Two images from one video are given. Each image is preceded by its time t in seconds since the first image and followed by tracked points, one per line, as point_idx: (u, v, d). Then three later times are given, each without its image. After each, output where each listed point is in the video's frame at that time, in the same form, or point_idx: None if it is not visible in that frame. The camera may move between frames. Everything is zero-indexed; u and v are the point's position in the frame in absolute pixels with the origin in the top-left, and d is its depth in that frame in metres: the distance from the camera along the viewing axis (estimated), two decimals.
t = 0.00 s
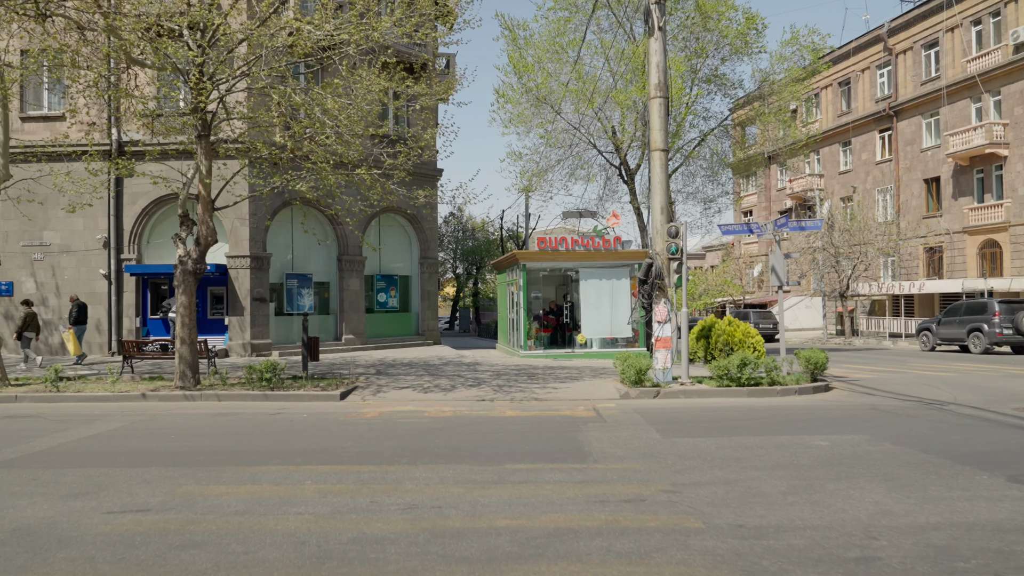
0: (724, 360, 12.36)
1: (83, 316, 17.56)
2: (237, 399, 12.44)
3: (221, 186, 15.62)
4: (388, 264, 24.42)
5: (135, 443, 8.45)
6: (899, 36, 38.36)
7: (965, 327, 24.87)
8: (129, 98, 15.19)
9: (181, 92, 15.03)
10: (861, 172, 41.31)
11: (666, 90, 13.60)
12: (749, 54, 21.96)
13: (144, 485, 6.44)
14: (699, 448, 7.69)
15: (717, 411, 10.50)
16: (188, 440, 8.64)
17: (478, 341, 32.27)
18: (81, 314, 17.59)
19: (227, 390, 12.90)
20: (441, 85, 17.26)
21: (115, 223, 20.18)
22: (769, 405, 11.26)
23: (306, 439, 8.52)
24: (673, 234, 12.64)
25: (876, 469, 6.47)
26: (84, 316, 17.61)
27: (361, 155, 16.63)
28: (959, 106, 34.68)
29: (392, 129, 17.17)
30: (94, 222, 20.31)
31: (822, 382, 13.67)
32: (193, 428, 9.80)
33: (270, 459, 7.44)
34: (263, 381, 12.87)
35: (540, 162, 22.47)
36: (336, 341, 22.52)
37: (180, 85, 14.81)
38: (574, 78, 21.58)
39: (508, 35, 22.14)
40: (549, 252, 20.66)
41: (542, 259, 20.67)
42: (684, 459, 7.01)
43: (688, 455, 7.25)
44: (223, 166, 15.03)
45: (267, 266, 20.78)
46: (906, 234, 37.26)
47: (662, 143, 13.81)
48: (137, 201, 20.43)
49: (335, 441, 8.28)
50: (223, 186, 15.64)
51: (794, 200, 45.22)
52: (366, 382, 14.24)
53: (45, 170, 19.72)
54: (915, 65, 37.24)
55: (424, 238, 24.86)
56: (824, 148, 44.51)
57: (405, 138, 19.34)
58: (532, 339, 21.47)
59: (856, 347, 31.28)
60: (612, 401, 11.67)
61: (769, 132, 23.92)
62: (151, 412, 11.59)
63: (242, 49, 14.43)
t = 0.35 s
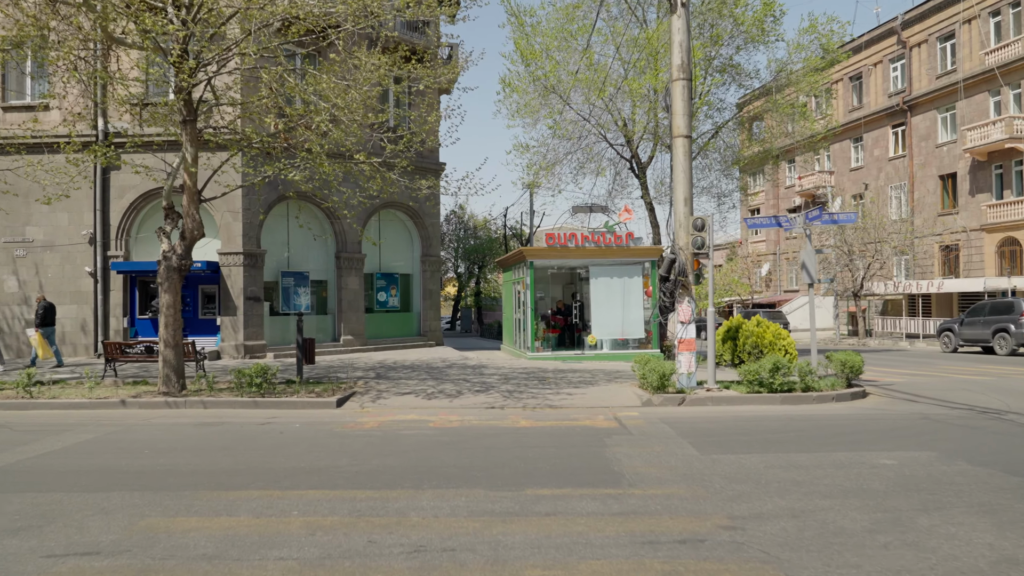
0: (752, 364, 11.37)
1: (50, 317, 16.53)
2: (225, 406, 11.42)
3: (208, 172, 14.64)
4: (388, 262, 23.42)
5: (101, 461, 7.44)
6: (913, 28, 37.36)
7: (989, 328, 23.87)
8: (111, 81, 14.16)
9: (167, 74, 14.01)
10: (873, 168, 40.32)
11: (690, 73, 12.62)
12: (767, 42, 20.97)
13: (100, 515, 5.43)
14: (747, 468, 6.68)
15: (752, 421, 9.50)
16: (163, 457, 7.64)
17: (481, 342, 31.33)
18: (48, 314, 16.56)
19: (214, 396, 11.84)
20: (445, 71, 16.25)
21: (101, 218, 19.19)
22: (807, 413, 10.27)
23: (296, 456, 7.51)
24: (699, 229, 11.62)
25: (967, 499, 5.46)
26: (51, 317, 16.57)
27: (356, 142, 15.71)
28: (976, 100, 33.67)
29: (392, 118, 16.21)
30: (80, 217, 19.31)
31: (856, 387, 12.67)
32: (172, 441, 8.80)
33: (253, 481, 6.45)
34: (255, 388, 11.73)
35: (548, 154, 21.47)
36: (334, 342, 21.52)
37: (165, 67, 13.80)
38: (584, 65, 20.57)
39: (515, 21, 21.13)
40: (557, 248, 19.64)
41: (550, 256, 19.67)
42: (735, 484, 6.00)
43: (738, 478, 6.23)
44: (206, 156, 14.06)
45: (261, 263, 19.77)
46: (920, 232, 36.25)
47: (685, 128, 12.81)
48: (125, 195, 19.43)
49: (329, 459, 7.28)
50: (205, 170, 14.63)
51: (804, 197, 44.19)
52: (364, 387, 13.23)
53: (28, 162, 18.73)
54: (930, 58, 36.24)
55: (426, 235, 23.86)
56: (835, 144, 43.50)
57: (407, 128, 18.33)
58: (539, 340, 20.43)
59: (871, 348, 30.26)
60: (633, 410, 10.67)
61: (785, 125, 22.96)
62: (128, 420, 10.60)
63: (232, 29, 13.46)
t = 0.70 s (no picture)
0: (793, 375, 10.34)
1: (15, 319, 15.54)
2: (214, 420, 10.41)
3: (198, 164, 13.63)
4: (391, 262, 22.42)
5: (65, 492, 6.44)
6: (929, 22, 36.31)
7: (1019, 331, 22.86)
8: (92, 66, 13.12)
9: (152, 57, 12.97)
10: (887, 165, 39.32)
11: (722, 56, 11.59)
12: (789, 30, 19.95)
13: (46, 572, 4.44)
14: (820, 506, 5.69)
15: (801, 440, 8.50)
16: (137, 486, 6.65)
17: (487, 344, 30.34)
18: (13, 315, 15.57)
19: (203, 409, 10.81)
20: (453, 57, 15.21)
21: (87, 215, 18.18)
22: (858, 430, 9.26)
23: (291, 486, 6.52)
24: (733, 226, 10.59)
25: None
26: (16, 318, 15.57)
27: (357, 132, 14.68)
28: (996, 95, 32.62)
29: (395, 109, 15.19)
30: (66, 214, 18.31)
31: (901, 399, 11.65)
32: (151, 464, 7.80)
33: (239, 521, 5.46)
34: (247, 401, 10.66)
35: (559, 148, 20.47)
36: (334, 346, 20.52)
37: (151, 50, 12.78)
38: (597, 53, 19.51)
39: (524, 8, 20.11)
40: (569, 247, 18.61)
41: (562, 255, 18.65)
42: (815, 529, 5.02)
43: (814, 520, 5.26)
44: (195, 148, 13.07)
45: (257, 263, 18.76)
46: (937, 231, 35.19)
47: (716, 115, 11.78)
48: (114, 190, 18.43)
49: (329, 491, 6.29)
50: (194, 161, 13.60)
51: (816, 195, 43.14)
52: (367, 397, 12.21)
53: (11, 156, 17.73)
54: (948, 52, 35.16)
55: (430, 233, 22.87)
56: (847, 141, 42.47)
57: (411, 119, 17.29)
58: (549, 344, 19.34)
59: (890, 351, 29.23)
60: (664, 425, 9.66)
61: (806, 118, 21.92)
62: (105, 436, 9.60)
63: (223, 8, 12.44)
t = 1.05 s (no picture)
0: (839, 382, 9.41)
1: None
2: (200, 430, 9.44)
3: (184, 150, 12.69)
4: (393, 259, 21.46)
5: (13, 524, 5.47)
6: (945, 14, 35.33)
7: None
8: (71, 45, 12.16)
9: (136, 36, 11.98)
10: (901, 162, 38.37)
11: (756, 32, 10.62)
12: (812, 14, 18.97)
13: None
14: (915, 543, 4.71)
15: (859, 456, 7.52)
16: (101, 515, 5.69)
17: (492, 345, 29.44)
18: None
19: (188, 418, 9.82)
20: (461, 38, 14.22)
21: (73, 210, 17.23)
22: (917, 442, 8.29)
23: (279, 516, 5.57)
24: (772, 216, 9.60)
25: None
26: None
27: (358, 120, 13.74)
28: (1016, 88, 31.62)
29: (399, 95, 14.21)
30: (51, 208, 17.36)
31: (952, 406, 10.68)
32: (123, 485, 6.85)
33: (215, 565, 4.51)
34: (237, 410, 9.65)
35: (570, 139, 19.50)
36: (334, 347, 19.56)
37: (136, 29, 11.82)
38: (611, 38, 18.54)
39: None
40: (582, 244, 17.63)
41: (574, 252, 17.65)
42: None
43: (916, 565, 4.31)
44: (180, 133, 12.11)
45: (253, 260, 17.79)
46: (954, 229, 34.18)
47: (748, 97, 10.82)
48: (102, 183, 17.48)
49: (324, 523, 5.34)
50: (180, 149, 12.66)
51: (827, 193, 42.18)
52: (369, 404, 11.24)
53: None
54: (965, 44, 34.15)
55: (434, 229, 21.95)
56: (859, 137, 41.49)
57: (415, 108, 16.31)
58: (561, 344, 18.15)
59: (909, 352, 28.25)
60: (700, 438, 8.72)
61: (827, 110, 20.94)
62: (78, 448, 8.65)
63: None
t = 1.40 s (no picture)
0: (893, 389, 8.40)
1: None
2: (184, 444, 8.50)
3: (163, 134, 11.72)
4: (395, 257, 20.53)
5: None
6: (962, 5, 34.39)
7: None
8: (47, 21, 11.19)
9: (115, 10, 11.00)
10: (916, 158, 37.45)
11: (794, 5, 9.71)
12: None
13: None
14: None
15: (931, 476, 6.59)
16: (53, 557, 4.75)
17: (497, 346, 28.52)
18: None
19: (171, 430, 8.88)
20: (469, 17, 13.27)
21: (58, 204, 16.30)
22: (989, 459, 7.36)
23: (266, 559, 4.62)
24: (818, 206, 8.73)
25: None
26: None
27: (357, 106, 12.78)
28: None
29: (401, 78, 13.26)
30: (35, 203, 16.42)
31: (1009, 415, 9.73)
32: (87, 513, 5.91)
33: None
34: (225, 422, 8.66)
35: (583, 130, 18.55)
36: (333, 349, 18.62)
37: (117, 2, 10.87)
38: (625, 23, 17.58)
39: None
40: (596, 240, 16.67)
41: (587, 249, 16.71)
42: None
43: None
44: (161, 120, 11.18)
45: (247, 257, 16.84)
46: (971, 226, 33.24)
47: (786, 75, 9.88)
48: (88, 176, 16.51)
49: (320, 569, 4.40)
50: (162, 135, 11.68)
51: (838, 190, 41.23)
52: (370, 413, 10.30)
53: None
54: (982, 36, 33.18)
55: (437, 227, 21.09)
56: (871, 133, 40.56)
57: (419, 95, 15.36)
58: (573, 346, 17.20)
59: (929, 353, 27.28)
60: (741, 454, 7.78)
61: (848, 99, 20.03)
62: (45, 465, 7.70)
63: None
